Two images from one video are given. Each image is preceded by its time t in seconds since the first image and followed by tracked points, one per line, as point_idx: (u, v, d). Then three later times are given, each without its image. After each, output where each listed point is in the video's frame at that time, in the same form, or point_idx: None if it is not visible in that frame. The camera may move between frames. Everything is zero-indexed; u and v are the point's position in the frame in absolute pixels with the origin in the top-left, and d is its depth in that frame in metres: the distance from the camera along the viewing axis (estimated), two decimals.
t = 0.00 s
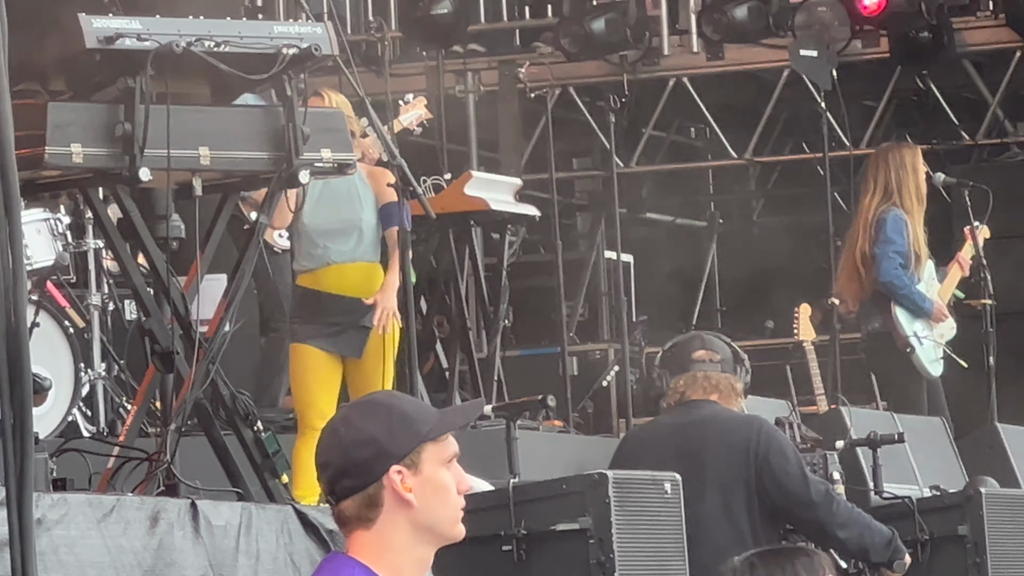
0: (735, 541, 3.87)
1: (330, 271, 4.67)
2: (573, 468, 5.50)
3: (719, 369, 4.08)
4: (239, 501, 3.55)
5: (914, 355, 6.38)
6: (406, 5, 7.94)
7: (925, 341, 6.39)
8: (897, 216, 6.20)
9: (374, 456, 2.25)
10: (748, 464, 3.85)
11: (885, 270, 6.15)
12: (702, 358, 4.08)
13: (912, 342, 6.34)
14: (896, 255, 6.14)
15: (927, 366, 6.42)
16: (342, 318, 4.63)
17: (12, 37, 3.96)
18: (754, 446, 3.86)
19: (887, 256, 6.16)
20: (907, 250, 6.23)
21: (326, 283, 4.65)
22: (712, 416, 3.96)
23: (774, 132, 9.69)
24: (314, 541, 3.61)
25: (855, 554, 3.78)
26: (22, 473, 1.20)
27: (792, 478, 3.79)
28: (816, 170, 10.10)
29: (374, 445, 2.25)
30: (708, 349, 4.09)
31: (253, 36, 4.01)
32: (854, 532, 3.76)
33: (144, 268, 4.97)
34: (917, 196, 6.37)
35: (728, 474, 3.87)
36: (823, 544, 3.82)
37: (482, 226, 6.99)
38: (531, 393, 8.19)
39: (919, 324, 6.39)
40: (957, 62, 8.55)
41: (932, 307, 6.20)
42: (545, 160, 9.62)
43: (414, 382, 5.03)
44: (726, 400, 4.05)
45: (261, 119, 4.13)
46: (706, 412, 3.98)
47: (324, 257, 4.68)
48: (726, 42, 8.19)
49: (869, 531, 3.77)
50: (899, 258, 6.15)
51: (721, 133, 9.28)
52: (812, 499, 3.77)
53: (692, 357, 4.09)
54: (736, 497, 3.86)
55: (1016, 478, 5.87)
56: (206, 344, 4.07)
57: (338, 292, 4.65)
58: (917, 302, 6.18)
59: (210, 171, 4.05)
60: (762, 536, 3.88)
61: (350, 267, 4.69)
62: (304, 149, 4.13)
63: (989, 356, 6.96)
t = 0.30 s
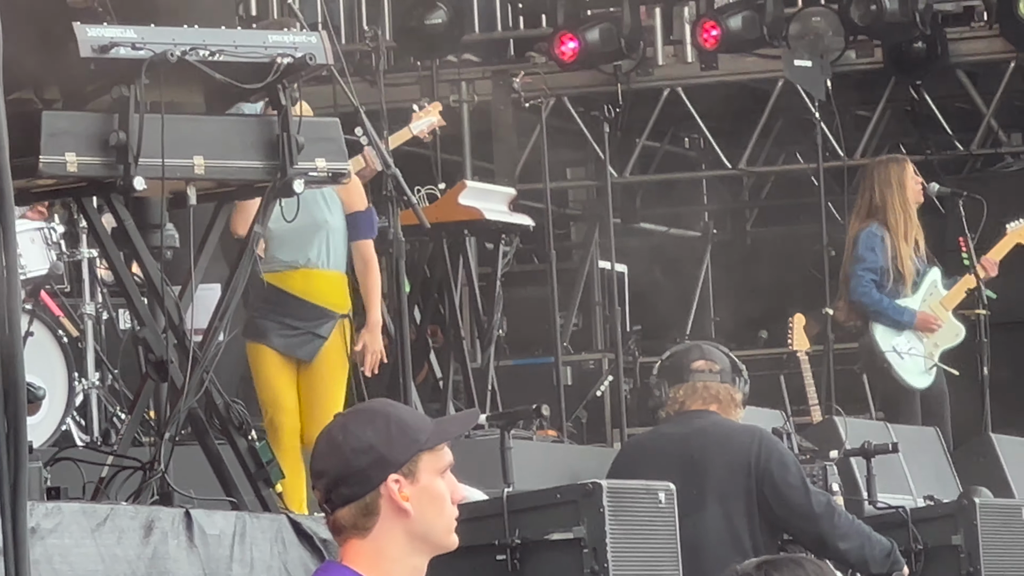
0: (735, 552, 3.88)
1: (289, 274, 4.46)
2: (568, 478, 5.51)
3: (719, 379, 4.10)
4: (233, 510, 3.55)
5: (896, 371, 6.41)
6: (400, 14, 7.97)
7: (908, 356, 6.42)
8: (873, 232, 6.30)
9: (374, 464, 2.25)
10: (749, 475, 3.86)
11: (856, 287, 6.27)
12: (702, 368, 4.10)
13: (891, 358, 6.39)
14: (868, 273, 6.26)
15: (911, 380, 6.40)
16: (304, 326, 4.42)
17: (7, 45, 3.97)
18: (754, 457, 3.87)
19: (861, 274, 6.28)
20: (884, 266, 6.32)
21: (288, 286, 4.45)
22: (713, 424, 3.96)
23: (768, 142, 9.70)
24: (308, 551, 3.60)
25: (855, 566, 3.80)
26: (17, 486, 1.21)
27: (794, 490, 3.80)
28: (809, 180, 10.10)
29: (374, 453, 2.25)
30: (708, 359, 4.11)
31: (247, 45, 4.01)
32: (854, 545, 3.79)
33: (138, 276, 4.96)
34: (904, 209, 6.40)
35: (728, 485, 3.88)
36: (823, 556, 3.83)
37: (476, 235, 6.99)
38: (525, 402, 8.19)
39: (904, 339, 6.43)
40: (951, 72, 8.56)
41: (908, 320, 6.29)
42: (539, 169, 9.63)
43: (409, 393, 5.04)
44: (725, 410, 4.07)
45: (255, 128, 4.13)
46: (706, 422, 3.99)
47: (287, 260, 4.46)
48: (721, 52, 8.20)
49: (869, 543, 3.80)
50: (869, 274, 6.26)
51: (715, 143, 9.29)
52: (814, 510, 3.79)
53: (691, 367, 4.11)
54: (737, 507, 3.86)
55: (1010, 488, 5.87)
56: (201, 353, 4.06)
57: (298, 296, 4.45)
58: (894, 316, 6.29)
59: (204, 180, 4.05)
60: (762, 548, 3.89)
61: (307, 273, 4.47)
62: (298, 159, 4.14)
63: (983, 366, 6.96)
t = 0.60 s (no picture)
0: (728, 561, 3.88)
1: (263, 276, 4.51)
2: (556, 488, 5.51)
3: (711, 389, 4.09)
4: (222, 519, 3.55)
5: (864, 375, 6.45)
6: (389, 23, 8.01)
7: (879, 362, 6.45)
8: (851, 240, 6.40)
9: (357, 474, 2.27)
10: (743, 485, 3.86)
11: (830, 294, 6.36)
12: (693, 378, 4.10)
13: (860, 364, 6.45)
14: (843, 280, 6.35)
15: (880, 387, 6.42)
16: (280, 324, 4.45)
17: None
18: (747, 468, 3.87)
19: (836, 281, 6.38)
20: (858, 274, 6.41)
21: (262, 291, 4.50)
22: (707, 435, 3.97)
23: (756, 152, 9.72)
24: (297, 559, 3.60)
25: None
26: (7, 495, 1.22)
27: (787, 500, 3.82)
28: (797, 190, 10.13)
29: (356, 464, 2.27)
30: (700, 368, 4.11)
31: (236, 54, 4.01)
32: (847, 555, 3.80)
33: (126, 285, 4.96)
34: (887, 218, 6.44)
35: (722, 495, 3.88)
36: (817, 567, 3.85)
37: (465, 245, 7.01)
38: (513, 411, 8.20)
39: (877, 347, 6.48)
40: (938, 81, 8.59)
41: (879, 328, 6.35)
42: (528, 178, 9.65)
43: (397, 402, 5.04)
44: (717, 419, 4.07)
45: (243, 137, 4.13)
46: (698, 432, 3.99)
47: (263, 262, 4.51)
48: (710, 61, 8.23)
49: (863, 553, 3.81)
50: (843, 281, 6.35)
51: (703, 152, 9.31)
52: (807, 521, 3.80)
53: (683, 377, 4.10)
54: (730, 517, 3.87)
55: (997, 497, 5.89)
56: (189, 362, 4.05)
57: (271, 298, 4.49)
58: (866, 324, 6.36)
59: (193, 189, 4.05)
60: (754, 558, 3.90)
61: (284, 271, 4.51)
62: (287, 167, 4.14)
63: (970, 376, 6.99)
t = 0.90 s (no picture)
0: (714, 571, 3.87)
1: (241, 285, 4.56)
2: (538, 498, 5.49)
3: (696, 399, 4.07)
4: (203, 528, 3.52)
5: (857, 380, 6.43)
6: (370, 32, 8.00)
7: (872, 367, 6.46)
8: (840, 244, 6.37)
9: (336, 484, 2.35)
10: (729, 495, 3.86)
11: (823, 298, 6.33)
12: (679, 388, 4.07)
13: (853, 367, 6.42)
14: (835, 284, 6.33)
15: (874, 392, 6.44)
16: (258, 326, 4.51)
17: None
18: (733, 480, 3.87)
19: (827, 285, 6.35)
20: (849, 279, 6.39)
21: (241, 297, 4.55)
22: (693, 446, 3.96)
23: (738, 161, 9.74)
24: (277, 569, 3.56)
25: None
26: None
27: (774, 511, 3.81)
28: (779, 199, 10.14)
29: (336, 473, 2.35)
30: (686, 379, 4.08)
31: (218, 63, 4.00)
32: (833, 567, 3.79)
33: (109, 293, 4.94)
34: (869, 224, 6.46)
35: (708, 504, 3.88)
36: None
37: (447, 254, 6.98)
38: (495, 421, 8.18)
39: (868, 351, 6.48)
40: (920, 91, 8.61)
41: (873, 332, 6.36)
42: (510, 187, 9.65)
43: (378, 411, 5.02)
44: (703, 430, 4.06)
45: (226, 146, 4.11)
46: (684, 442, 3.98)
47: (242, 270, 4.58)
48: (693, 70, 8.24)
49: (848, 565, 3.80)
50: (835, 285, 6.33)
51: (685, 162, 9.32)
52: (793, 532, 3.79)
53: (669, 387, 4.08)
54: (715, 526, 3.86)
55: (978, 506, 5.90)
56: (171, 371, 4.03)
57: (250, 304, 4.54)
58: (860, 328, 6.37)
59: (175, 198, 4.03)
60: (739, 568, 3.88)
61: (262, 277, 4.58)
62: (269, 176, 4.11)
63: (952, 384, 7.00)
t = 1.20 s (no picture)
0: None
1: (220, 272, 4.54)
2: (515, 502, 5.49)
3: (680, 405, 4.09)
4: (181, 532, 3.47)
5: (857, 382, 6.44)
6: (349, 36, 8.00)
7: (868, 368, 6.48)
8: (831, 246, 6.34)
9: (315, 487, 2.35)
10: (714, 502, 3.86)
11: (821, 299, 6.26)
12: (663, 393, 4.09)
13: (854, 369, 6.43)
14: (832, 286, 6.28)
15: (871, 394, 6.46)
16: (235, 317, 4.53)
17: None
18: (718, 486, 3.87)
19: (824, 287, 6.29)
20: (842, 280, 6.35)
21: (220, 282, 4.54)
22: (677, 452, 3.95)
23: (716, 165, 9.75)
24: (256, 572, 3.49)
25: None
26: None
27: (759, 518, 3.82)
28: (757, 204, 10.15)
29: (315, 477, 2.35)
30: (670, 384, 4.11)
31: (196, 67, 3.99)
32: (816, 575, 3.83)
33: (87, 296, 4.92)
34: (851, 227, 6.48)
35: (693, 512, 3.87)
36: None
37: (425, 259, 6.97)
38: (474, 425, 8.17)
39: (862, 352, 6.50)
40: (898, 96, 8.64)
41: (870, 332, 6.31)
42: (488, 191, 9.64)
43: (357, 414, 5.01)
44: (686, 435, 4.06)
45: (205, 150, 4.10)
46: (667, 448, 3.98)
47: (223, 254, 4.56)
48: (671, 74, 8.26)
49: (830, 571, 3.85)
50: (833, 286, 6.27)
51: (664, 166, 9.33)
52: (778, 539, 3.81)
53: (653, 392, 4.10)
54: (700, 533, 3.86)
55: (955, 509, 5.93)
56: (149, 374, 4.01)
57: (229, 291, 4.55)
58: (858, 330, 6.30)
59: (153, 202, 4.01)
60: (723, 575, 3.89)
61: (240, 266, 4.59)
62: (247, 180, 4.10)
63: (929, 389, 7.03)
